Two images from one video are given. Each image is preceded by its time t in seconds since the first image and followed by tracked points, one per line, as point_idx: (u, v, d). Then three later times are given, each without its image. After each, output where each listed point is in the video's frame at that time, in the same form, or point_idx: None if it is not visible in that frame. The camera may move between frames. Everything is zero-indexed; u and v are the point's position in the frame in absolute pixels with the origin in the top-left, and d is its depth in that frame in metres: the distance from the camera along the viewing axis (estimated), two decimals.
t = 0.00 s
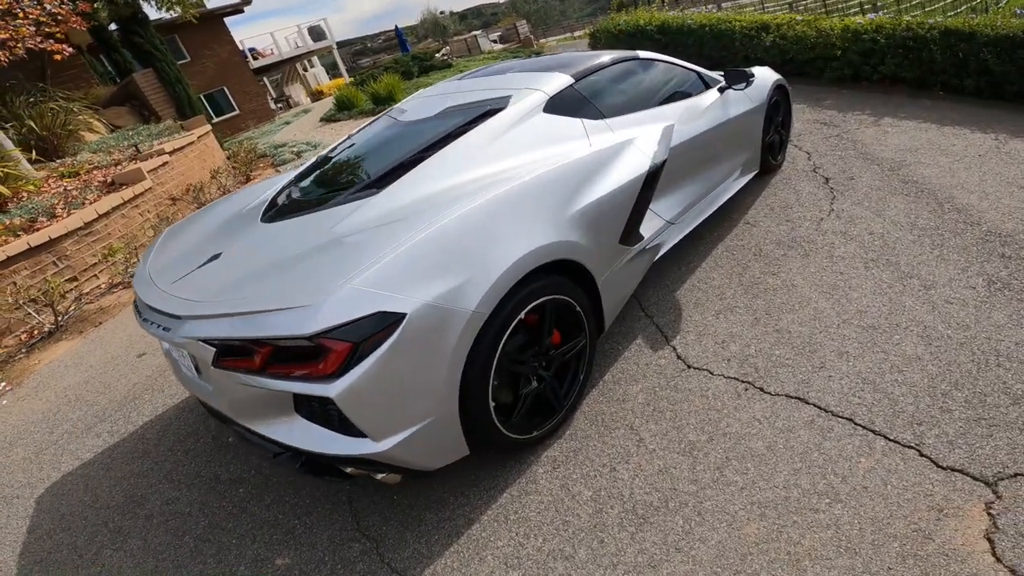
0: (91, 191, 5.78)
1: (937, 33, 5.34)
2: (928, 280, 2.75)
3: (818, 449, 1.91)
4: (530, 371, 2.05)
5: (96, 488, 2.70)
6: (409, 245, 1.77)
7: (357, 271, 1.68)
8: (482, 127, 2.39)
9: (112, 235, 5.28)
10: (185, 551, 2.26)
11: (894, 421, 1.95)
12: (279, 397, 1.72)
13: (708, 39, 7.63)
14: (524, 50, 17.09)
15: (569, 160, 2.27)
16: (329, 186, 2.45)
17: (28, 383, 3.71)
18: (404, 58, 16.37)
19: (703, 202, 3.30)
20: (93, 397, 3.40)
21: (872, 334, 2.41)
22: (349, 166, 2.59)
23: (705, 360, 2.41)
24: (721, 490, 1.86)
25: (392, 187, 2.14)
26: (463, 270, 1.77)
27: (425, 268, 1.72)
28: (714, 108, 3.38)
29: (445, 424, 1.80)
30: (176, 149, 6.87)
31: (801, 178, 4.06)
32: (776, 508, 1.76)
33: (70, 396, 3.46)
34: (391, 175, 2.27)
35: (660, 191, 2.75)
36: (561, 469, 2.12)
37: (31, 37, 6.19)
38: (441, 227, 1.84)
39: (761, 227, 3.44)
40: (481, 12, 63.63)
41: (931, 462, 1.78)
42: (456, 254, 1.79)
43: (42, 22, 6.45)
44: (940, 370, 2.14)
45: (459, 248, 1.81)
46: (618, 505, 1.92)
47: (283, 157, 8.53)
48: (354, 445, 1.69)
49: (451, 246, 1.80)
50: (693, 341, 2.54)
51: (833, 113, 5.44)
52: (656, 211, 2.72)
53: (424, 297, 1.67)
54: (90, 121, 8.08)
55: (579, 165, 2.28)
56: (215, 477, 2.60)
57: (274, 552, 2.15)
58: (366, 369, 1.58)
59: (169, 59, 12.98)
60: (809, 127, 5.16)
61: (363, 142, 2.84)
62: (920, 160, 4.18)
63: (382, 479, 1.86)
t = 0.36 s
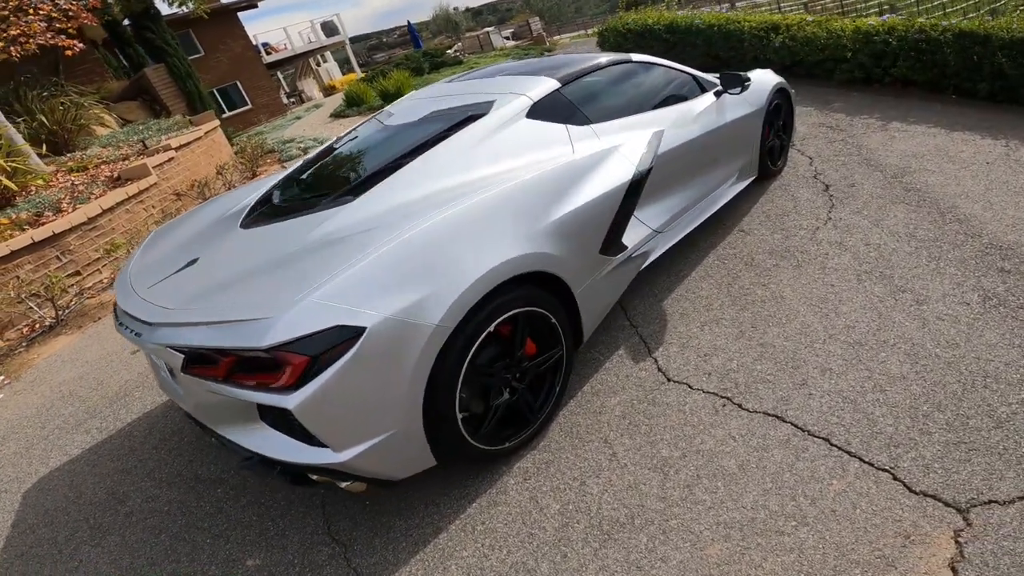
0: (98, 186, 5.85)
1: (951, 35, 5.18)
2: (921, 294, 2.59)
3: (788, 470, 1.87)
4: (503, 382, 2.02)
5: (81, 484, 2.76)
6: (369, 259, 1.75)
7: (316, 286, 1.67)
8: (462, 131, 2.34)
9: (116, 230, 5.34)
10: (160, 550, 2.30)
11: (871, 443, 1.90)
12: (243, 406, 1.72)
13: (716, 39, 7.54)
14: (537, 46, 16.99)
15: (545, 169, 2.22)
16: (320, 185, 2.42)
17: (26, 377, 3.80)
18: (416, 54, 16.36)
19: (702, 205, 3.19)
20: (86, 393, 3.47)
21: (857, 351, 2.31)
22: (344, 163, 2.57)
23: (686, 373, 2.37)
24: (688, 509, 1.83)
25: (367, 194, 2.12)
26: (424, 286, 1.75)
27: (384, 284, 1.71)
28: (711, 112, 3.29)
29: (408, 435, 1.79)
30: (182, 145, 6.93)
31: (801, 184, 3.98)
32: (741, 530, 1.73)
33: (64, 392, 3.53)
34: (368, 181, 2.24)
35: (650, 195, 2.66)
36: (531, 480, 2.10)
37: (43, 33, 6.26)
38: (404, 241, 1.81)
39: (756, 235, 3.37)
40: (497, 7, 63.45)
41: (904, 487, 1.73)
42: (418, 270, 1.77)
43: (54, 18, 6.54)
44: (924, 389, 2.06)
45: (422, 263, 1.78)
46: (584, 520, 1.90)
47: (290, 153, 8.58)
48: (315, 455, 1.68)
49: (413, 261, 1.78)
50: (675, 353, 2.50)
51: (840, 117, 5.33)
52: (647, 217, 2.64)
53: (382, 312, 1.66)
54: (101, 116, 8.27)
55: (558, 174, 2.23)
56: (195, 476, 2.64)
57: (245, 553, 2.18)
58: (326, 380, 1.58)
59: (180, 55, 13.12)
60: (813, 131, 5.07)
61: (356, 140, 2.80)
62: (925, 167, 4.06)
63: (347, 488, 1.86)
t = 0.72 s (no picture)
0: (97, 185, 5.88)
1: (955, 37, 5.10)
2: (912, 306, 2.52)
3: (763, 486, 1.85)
4: (479, 394, 2.00)
5: (67, 486, 2.79)
6: (340, 271, 1.74)
7: (284, 298, 1.67)
8: (444, 139, 2.32)
9: (114, 229, 5.37)
10: (141, 552, 2.32)
11: (850, 460, 1.87)
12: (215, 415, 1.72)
13: (717, 40, 7.49)
14: (542, 44, 16.91)
15: (525, 178, 2.19)
16: (320, 184, 2.42)
17: (20, 377, 3.84)
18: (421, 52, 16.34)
19: (693, 211, 3.15)
20: (78, 393, 3.50)
21: (843, 364, 2.26)
22: (345, 161, 2.57)
23: (669, 385, 2.34)
24: (662, 524, 1.82)
25: (345, 203, 2.10)
26: (394, 298, 1.73)
27: (353, 296, 1.69)
28: (705, 117, 3.25)
29: (380, 446, 1.79)
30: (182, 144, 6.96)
31: (796, 190, 3.93)
32: (713, 547, 1.71)
33: (56, 393, 3.57)
34: (348, 189, 2.22)
35: (637, 203, 2.63)
36: (509, 491, 2.09)
37: (44, 32, 6.27)
38: (375, 253, 1.80)
39: (748, 242, 3.33)
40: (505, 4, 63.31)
41: (880, 506, 1.71)
42: (389, 282, 1.75)
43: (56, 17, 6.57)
44: (909, 404, 2.02)
45: (393, 275, 1.77)
46: (559, 533, 1.89)
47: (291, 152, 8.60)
48: (285, 465, 1.68)
49: (384, 273, 1.76)
50: (659, 363, 2.48)
51: (840, 120, 5.26)
52: (634, 225, 2.60)
53: (349, 326, 1.64)
54: (104, 114, 8.37)
55: (538, 184, 2.21)
56: (179, 479, 2.66)
57: (224, 557, 2.19)
58: (294, 394, 1.58)
59: (183, 53, 13.17)
60: (812, 134, 5.01)
61: (348, 143, 2.78)
62: (924, 171, 3.99)
63: (321, 497, 1.86)
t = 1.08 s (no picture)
0: (88, 187, 5.84)
1: (959, 35, 4.97)
2: (910, 318, 2.42)
3: (747, 511, 1.76)
4: (452, 412, 1.92)
5: (41, 496, 2.73)
6: (299, 288, 1.66)
7: (238, 316, 1.59)
8: (419, 145, 2.23)
9: (105, 231, 5.32)
10: (108, 567, 2.25)
11: (839, 483, 1.78)
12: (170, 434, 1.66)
13: (716, 39, 7.38)
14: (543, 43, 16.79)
15: (500, 187, 2.10)
16: (312, 181, 2.35)
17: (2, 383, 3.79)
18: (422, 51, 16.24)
19: (684, 217, 3.05)
20: (59, 399, 3.45)
21: (836, 381, 2.16)
22: (335, 159, 2.50)
23: (654, 402, 2.25)
24: (640, 550, 1.73)
25: (313, 213, 2.02)
26: (355, 316, 1.64)
27: (310, 314, 1.60)
28: (698, 119, 3.15)
29: (344, 467, 1.71)
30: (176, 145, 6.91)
31: (793, 194, 3.83)
32: None
33: (37, 399, 3.52)
34: (318, 198, 2.14)
35: (624, 211, 2.54)
36: (484, 510, 2.01)
37: (35, 33, 6.23)
38: (336, 268, 1.71)
39: (741, 249, 3.24)
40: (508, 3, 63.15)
41: (868, 534, 1.62)
42: (351, 299, 1.66)
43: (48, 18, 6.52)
44: (902, 424, 1.92)
45: (356, 292, 1.68)
46: (533, 558, 1.81)
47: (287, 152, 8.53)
48: (242, 487, 1.61)
49: (346, 289, 1.68)
50: (644, 377, 2.39)
51: (842, 120, 5.14)
52: (621, 234, 2.51)
53: (306, 347, 1.56)
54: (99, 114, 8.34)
55: (516, 193, 2.11)
56: (153, 491, 2.59)
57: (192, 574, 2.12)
58: (249, 416, 1.50)
59: (180, 52, 13.14)
60: (812, 135, 4.90)
61: (326, 148, 2.70)
62: (926, 174, 3.88)
63: (285, 517, 1.79)
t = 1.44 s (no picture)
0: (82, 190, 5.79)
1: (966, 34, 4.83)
2: (912, 336, 2.31)
3: (733, 543, 1.67)
4: (426, 438, 1.84)
5: (17, 510, 2.67)
6: (259, 312, 1.58)
7: (190, 344, 1.51)
8: (395, 157, 2.15)
9: (97, 236, 5.27)
10: None
11: (831, 513, 1.68)
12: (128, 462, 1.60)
13: (717, 38, 7.27)
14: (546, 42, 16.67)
15: (477, 202, 2.01)
16: (307, 180, 2.28)
17: None
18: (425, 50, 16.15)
19: (678, 227, 2.95)
20: (42, 409, 3.39)
21: (831, 404, 2.06)
22: (330, 159, 2.40)
23: (641, 423, 2.16)
24: None
25: (282, 229, 1.94)
26: (316, 343, 1.57)
27: (265, 344, 1.53)
28: (693, 124, 3.05)
29: (308, 495, 1.64)
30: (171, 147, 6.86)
31: (793, 200, 3.72)
32: None
33: (21, 408, 3.46)
34: (289, 212, 2.06)
35: (613, 223, 2.45)
36: (460, 536, 1.93)
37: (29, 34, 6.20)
38: (296, 292, 1.64)
39: (738, 259, 3.14)
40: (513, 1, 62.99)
41: (859, 570, 1.52)
42: (312, 325, 1.59)
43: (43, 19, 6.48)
44: (900, 450, 1.83)
45: (318, 317, 1.61)
46: None
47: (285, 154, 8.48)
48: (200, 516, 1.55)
49: (308, 314, 1.60)
50: (632, 397, 2.30)
51: (846, 122, 5.01)
52: (609, 247, 2.42)
53: (263, 376, 1.49)
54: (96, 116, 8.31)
55: (493, 208, 2.03)
56: (129, 507, 2.52)
57: None
58: (200, 447, 1.44)
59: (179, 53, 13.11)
60: (814, 138, 4.79)
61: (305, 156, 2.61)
62: (931, 179, 3.75)
63: (250, 543, 1.72)
